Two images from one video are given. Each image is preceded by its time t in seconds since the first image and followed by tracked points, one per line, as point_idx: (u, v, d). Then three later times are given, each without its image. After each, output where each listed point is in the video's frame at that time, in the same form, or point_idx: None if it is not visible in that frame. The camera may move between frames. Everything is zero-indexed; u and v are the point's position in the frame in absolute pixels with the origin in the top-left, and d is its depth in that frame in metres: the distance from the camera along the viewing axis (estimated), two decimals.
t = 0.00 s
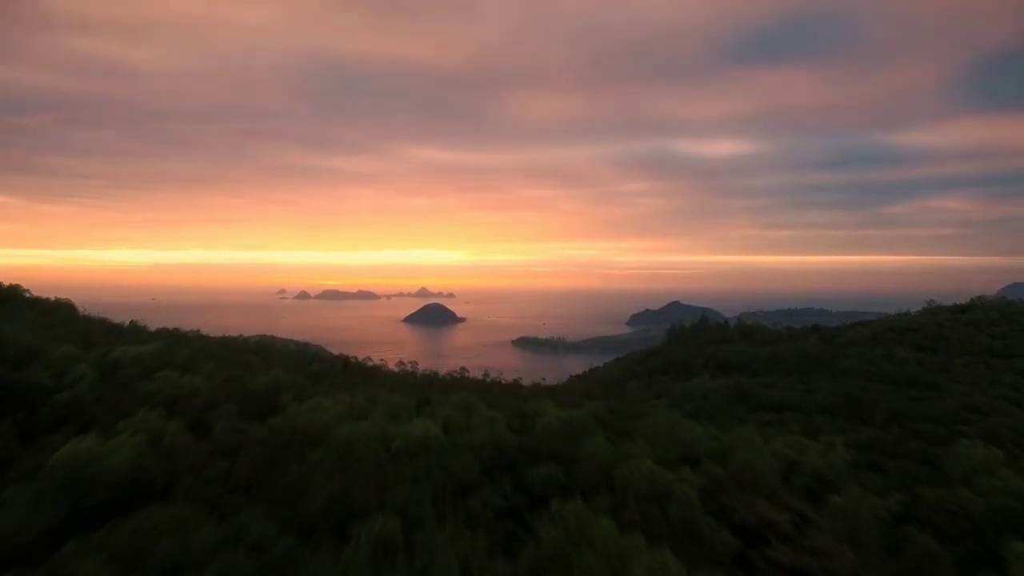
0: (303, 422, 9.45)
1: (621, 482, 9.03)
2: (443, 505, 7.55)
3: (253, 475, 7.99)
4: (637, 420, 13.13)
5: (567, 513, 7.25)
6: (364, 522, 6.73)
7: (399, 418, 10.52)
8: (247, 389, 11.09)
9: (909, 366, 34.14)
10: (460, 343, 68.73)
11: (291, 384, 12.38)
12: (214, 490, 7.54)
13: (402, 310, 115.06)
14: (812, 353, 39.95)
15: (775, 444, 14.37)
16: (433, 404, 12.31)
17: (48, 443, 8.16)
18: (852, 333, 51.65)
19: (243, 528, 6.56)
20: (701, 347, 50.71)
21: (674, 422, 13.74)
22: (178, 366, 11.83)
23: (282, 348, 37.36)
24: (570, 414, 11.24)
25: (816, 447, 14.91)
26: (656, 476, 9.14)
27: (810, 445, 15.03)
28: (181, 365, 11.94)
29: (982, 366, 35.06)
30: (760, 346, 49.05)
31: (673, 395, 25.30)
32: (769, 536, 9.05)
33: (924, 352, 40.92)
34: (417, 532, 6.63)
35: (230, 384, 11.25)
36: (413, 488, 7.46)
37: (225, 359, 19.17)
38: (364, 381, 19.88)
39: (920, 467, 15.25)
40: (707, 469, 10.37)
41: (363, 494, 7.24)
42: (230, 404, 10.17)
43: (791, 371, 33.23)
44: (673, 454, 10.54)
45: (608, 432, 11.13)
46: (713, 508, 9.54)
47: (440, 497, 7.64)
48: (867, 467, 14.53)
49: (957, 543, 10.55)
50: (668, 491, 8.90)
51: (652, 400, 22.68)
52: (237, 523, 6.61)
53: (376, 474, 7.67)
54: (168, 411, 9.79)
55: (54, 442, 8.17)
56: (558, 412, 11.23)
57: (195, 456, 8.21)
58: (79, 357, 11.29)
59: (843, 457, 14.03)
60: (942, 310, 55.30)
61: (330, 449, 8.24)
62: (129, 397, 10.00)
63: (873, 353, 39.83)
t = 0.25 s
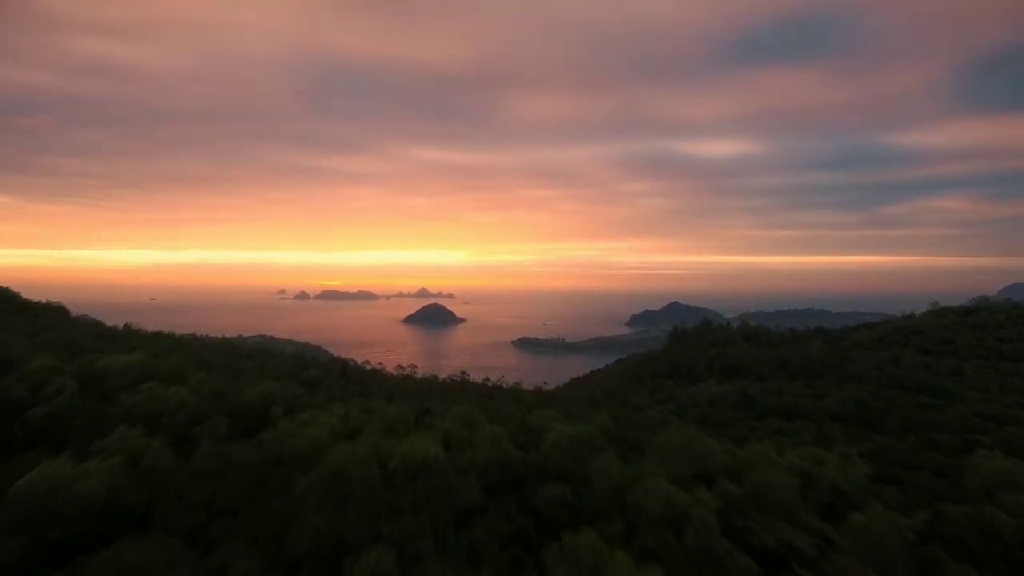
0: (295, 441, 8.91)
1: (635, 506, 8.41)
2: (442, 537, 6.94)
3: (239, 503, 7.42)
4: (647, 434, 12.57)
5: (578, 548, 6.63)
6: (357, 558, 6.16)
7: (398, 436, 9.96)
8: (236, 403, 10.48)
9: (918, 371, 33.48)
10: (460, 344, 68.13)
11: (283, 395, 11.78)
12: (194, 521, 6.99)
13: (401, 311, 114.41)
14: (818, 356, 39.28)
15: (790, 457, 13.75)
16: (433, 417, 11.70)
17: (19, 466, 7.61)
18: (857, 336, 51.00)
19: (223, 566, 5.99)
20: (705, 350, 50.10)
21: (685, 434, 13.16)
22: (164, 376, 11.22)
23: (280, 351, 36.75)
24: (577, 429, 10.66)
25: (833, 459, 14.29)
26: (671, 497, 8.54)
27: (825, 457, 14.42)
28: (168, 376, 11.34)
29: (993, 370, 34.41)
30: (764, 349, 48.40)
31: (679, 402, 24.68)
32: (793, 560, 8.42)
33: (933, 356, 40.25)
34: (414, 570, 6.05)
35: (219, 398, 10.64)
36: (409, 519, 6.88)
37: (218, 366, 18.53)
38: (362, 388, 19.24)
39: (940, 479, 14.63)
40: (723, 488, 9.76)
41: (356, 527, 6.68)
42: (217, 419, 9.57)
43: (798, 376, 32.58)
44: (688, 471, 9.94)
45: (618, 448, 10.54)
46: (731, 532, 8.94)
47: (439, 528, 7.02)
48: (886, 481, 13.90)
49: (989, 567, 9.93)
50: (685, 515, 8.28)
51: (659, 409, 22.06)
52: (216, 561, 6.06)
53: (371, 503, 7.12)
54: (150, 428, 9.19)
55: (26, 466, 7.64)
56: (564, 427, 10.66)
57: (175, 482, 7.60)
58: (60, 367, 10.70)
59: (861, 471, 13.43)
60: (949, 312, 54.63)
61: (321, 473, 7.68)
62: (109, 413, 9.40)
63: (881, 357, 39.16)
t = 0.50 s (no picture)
0: (287, 457, 8.52)
1: (646, 526, 7.98)
2: (442, 564, 6.51)
3: (226, 524, 7.02)
4: (654, 445, 12.15)
5: None
6: None
7: (396, 449, 9.57)
8: (225, 417, 10.08)
9: (925, 374, 33.02)
10: (461, 345, 67.77)
11: (278, 405, 11.41)
12: (178, 545, 6.60)
13: (402, 311, 114.00)
14: (823, 359, 38.89)
15: (802, 467, 13.33)
16: (433, 429, 11.28)
17: None
18: (861, 338, 50.54)
19: None
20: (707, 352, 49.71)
21: (694, 445, 12.74)
22: (152, 386, 10.81)
23: (279, 352, 36.37)
24: (583, 441, 10.26)
25: (845, 469, 13.88)
26: (683, 515, 8.12)
27: (838, 467, 14.00)
28: (156, 384, 10.94)
29: (1000, 373, 34.00)
30: (767, 351, 47.98)
31: (684, 407, 24.27)
32: None
33: (938, 359, 39.84)
34: None
35: (208, 409, 10.24)
36: (406, 545, 6.47)
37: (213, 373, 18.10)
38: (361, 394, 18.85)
39: (956, 490, 14.20)
40: (736, 504, 9.34)
41: (349, 554, 6.29)
42: (205, 433, 9.14)
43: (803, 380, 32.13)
44: (699, 486, 9.53)
45: (625, 462, 10.12)
46: (746, 551, 8.52)
47: (440, 553, 6.59)
48: (901, 492, 13.46)
49: None
50: (697, 535, 7.85)
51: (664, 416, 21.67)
52: None
53: (365, 526, 6.73)
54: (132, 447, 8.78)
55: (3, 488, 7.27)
56: (569, 439, 10.26)
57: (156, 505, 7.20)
58: (43, 378, 10.31)
59: (875, 481, 13.00)
60: (953, 313, 54.22)
61: (314, 492, 7.28)
62: (92, 429, 9.02)
63: (886, 360, 38.76)
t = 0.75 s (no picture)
0: (274, 481, 7.99)
1: (660, 551, 7.42)
2: None
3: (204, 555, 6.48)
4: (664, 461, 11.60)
5: None
6: None
7: (393, 469, 9.01)
8: (212, 435, 9.54)
9: (933, 378, 32.46)
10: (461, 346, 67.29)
11: (270, 418, 10.88)
12: None
13: (401, 311, 113.10)
14: (828, 361, 38.37)
15: (817, 480, 12.79)
16: (433, 444, 10.74)
17: None
18: (865, 340, 49.97)
19: None
20: (710, 354, 49.21)
21: (706, 461, 12.19)
22: (136, 400, 10.28)
23: (277, 354, 35.86)
24: (591, 458, 9.70)
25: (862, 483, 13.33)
26: (700, 540, 7.55)
27: (855, 481, 13.43)
28: (140, 398, 10.42)
29: (1008, 376, 33.50)
30: (770, 354, 47.39)
31: (690, 413, 23.73)
32: None
33: (945, 361, 39.34)
34: None
35: (194, 426, 9.71)
36: None
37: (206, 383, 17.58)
38: (359, 403, 18.30)
39: (978, 503, 13.62)
40: (756, 525, 8.77)
41: None
42: (189, 453, 8.60)
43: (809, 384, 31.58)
44: (716, 506, 8.95)
45: (637, 481, 9.56)
46: None
47: None
48: (922, 507, 12.89)
49: None
50: (716, 561, 7.28)
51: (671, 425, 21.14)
52: None
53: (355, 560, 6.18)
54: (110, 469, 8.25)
55: None
56: (577, 457, 9.70)
57: (131, 536, 6.66)
58: (20, 393, 9.79)
59: (896, 496, 12.43)
60: (958, 315, 53.74)
61: (302, 521, 6.73)
62: (68, 449, 8.49)
63: (892, 362, 38.24)
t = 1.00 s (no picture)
0: (263, 505, 7.52)
1: None
2: None
3: None
4: (675, 475, 11.14)
5: None
6: None
7: (390, 489, 8.53)
8: (198, 450, 9.05)
9: (941, 382, 31.95)
10: (461, 346, 66.92)
11: (261, 430, 10.39)
12: None
13: (401, 311, 112.78)
14: (832, 364, 38.00)
15: (832, 494, 12.30)
16: (432, 459, 10.24)
17: None
18: (869, 342, 49.46)
19: None
20: (713, 356, 48.82)
21: (718, 475, 11.71)
22: (120, 411, 9.79)
23: (275, 356, 35.37)
24: (600, 475, 9.22)
25: (879, 496, 12.84)
26: (719, 565, 7.06)
27: (871, 493, 12.94)
28: (123, 410, 9.92)
29: (1015, 379, 33.14)
30: (773, 356, 47.01)
31: (695, 419, 23.22)
32: None
33: (951, 364, 38.97)
34: None
35: (179, 440, 9.22)
36: None
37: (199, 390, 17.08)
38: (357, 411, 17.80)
39: (999, 516, 13.13)
40: (775, 548, 8.28)
41: None
42: (171, 473, 8.11)
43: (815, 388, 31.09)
44: (732, 527, 8.48)
45: (648, 499, 9.07)
46: None
47: None
48: (942, 520, 12.39)
49: None
50: None
51: (676, 431, 20.65)
52: None
53: None
54: (88, 491, 7.75)
55: None
56: (585, 474, 9.23)
57: (105, 564, 6.19)
58: None
59: (915, 510, 11.94)
60: (961, 317, 53.41)
61: (290, 550, 6.26)
62: (43, 466, 8.00)
63: (897, 365, 37.87)
